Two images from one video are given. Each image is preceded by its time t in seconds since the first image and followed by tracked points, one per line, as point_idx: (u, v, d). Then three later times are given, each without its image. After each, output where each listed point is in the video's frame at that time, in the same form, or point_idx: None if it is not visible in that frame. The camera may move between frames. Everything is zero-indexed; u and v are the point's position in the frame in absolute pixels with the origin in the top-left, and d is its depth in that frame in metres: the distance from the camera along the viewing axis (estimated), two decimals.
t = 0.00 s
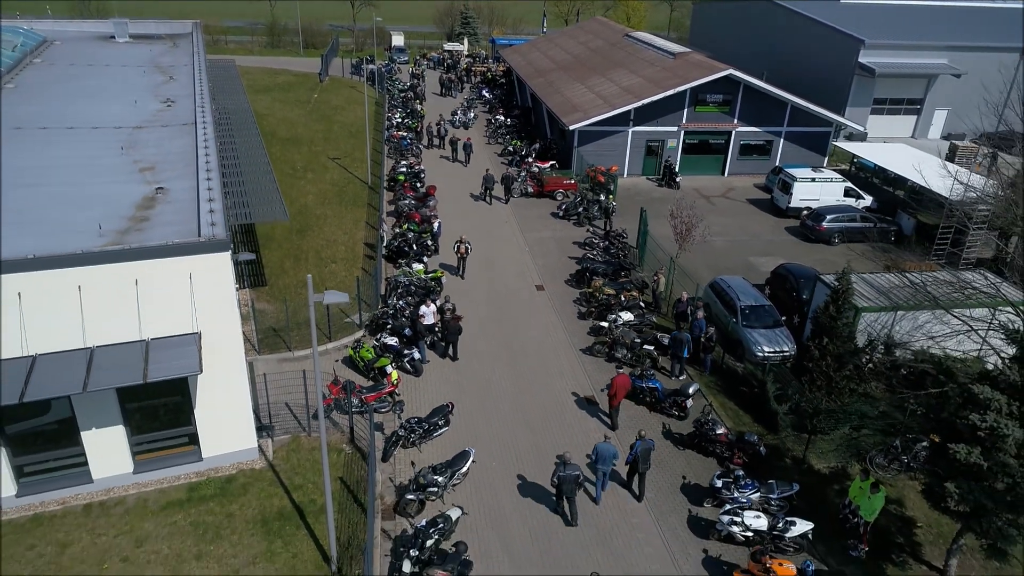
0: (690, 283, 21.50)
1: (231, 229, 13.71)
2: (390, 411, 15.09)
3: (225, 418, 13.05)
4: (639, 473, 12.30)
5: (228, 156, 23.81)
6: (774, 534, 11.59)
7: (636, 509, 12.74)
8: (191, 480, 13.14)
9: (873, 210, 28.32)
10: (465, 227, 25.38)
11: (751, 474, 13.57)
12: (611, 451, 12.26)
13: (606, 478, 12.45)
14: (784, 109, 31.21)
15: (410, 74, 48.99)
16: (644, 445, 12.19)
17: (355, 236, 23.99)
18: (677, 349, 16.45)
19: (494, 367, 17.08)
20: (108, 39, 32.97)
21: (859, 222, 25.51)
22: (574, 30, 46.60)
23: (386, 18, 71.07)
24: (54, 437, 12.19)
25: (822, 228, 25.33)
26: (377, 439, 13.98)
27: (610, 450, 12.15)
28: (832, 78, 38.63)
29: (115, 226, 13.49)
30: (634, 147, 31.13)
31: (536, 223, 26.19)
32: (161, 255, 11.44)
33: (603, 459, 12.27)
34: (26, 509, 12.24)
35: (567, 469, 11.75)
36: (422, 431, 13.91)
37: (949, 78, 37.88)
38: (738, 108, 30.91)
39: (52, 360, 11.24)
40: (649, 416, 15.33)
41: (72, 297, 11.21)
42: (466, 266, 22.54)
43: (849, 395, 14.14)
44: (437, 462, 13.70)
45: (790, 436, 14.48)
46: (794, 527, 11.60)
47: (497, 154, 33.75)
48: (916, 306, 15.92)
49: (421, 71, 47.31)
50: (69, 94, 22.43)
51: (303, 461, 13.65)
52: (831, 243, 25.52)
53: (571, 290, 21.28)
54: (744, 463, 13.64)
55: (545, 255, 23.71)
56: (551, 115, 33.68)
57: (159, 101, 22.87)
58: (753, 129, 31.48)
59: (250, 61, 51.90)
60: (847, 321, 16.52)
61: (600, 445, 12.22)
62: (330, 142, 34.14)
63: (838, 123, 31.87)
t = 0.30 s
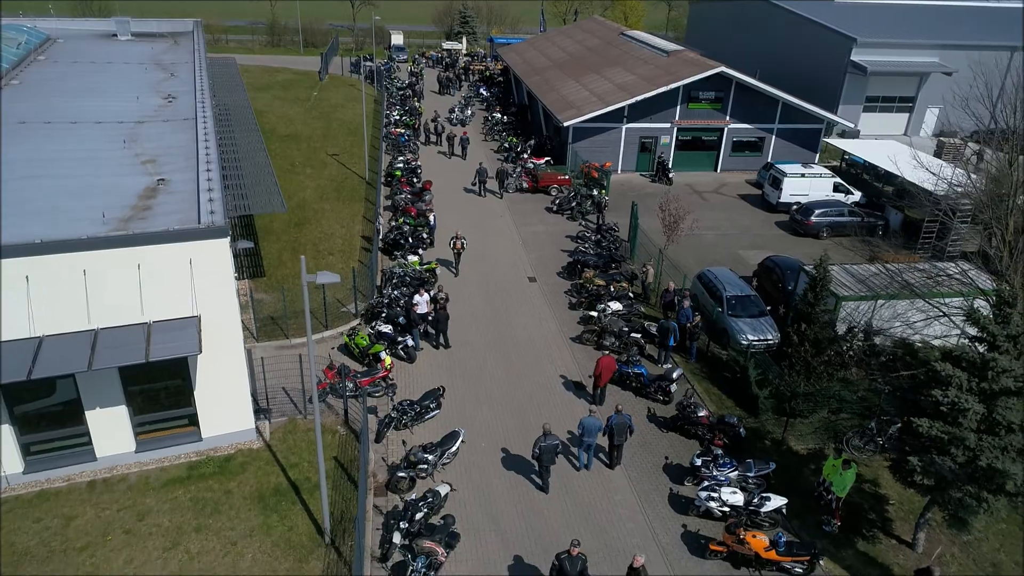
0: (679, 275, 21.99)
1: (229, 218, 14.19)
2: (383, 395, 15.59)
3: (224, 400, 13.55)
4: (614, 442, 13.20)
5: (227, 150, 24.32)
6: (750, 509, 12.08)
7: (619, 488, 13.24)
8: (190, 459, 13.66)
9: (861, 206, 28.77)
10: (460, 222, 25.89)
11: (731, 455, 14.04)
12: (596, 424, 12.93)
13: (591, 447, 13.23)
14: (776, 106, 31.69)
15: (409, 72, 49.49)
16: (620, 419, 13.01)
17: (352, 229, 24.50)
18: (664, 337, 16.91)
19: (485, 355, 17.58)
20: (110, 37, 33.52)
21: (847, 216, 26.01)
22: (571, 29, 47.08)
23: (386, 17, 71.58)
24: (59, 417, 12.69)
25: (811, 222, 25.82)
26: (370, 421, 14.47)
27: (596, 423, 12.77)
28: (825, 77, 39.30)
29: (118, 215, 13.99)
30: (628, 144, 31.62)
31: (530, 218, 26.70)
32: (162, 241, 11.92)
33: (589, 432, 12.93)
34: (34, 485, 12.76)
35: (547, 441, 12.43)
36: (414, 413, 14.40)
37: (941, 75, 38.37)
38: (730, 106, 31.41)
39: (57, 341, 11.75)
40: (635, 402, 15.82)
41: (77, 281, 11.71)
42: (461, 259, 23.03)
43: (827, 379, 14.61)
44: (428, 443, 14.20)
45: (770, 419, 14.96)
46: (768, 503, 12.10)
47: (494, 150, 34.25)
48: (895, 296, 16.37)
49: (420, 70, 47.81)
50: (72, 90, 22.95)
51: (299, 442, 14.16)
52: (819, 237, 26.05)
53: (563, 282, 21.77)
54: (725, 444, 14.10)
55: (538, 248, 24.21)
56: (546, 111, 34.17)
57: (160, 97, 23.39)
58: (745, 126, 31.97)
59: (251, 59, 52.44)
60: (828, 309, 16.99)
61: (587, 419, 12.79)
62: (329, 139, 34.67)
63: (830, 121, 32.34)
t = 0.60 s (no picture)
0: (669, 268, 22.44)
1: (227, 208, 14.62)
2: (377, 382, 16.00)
3: (221, 385, 14.01)
4: (597, 422, 13.66)
5: (226, 146, 24.80)
6: (728, 487, 12.55)
7: (603, 470, 13.70)
8: (189, 442, 14.11)
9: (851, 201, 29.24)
10: (455, 217, 26.36)
11: (713, 438, 14.49)
12: (579, 403, 13.54)
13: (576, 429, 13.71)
14: (768, 104, 32.12)
15: (407, 70, 49.95)
16: (603, 398, 13.50)
17: (348, 223, 24.98)
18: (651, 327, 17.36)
19: (477, 344, 18.03)
20: (112, 36, 34.04)
21: (836, 211, 26.46)
22: (568, 28, 47.48)
23: (385, 16, 72.08)
24: (62, 399, 13.16)
25: (800, 217, 26.26)
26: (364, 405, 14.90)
27: (578, 403, 13.35)
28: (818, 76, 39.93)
29: (119, 205, 14.44)
30: (621, 141, 32.07)
31: (524, 213, 27.15)
32: (162, 229, 12.38)
33: (571, 411, 13.53)
34: (37, 466, 13.22)
35: (530, 416, 13.10)
36: (406, 398, 14.85)
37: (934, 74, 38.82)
38: (722, 103, 31.84)
39: (60, 324, 12.20)
40: (622, 389, 16.26)
41: (79, 266, 12.16)
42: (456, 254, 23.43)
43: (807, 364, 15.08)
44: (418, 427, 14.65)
45: (751, 405, 15.47)
46: (746, 482, 12.51)
47: (490, 147, 34.71)
48: (876, 286, 16.84)
49: (418, 68, 48.30)
50: (74, 87, 23.46)
51: (294, 425, 14.62)
52: (808, 232, 26.49)
53: (555, 275, 22.23)
54: (708, 428, 14.54)
55: (531, 242, 24.66)
56: (541, 109, 34.62)
57: (161, 94, 23.86)
58: (738, 124, 32.40)
59: (251, 58, 52.96)
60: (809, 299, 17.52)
61: (569, 398, 13.44)
62: (327, 136, 35.16)
63: (821, 118, 32.75)
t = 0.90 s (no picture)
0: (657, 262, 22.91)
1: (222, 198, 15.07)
2: (368, 369, 16.44)
3: (217, 369, 14.47)
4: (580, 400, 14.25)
5: (224, 142, 25.28)
6: (705, 467, 12.95)
7: (586, 453, 14.15)
8: (185, 425, 14.57)
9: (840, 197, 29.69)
10: (448, 212, 26.83)
11: (693, 423, 14.89)
12: (557, 382, 14.07)
13: (556, 404, 14.43)
14: (759, 101, 32.58)
15: (405, 69, 50.47)
16: (586, 377, 14.08)
17: (344, 218, 25.45)
18: (637, 317, 17.78)
19: (467, 334, 18.47)
20: (113, 34, 34.54)
21: (823, 206, 26.92)
22: (564, 27, 47.85)
23: (384, 16, 72.61)
24: (62, 383, 13.63)
25: (788, 212, 26.76)
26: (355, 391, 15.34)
27: (557, 381, 13.95)
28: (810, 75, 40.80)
29: (119, 196, 14.90)
30: (614, 138, 32.54)
31: (517, 208, 27.60)
32: (158, 217, 12.84)
33: (551, 390, 14.12)
34: (39, 447, 13.73)
35: (510, 390, 13.79)
36: (396, 383, 15.30)
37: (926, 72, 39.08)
38: (713, 101, 32.31)
39: (61, 309, 12.66)
40: (607, 376, 16.71)
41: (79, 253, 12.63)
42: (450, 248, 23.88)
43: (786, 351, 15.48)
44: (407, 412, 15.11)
45: (732, 391, 15.84)
46: (722, 462, 12.96)
47: (485, 144, 35.18)
48: (855, 277, 17.23)
49: (416, 67, 48.83)
50: (75, 84, 23.95)
51: (287, 410, 15.08)
52: (796, 227, 26.97)
53: (545, 268, 22.69)
54: (688, 414, 14.96)
55: (523, 237, 25.12)
56: (536, 107, 35.09)
57: (160, 90, 24.34)
58: (729, 121, 32.88)
59: (251, 57, 53.47)
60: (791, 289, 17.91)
61: (548, 376, 14.04)
62: (325, 133, 35.64)
63: (812, 115, 33.19)
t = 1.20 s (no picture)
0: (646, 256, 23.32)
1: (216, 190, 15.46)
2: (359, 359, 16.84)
3: (210, 357, 14.87)
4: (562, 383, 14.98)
5: (221, 138, 25.67)
6: (683, 452, 13.36)
7: (570, 439, 14.56)
8: (180, 412, 14.98)
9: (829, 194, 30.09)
10: (442, 208, 27.24)
11: (675, 411, 15.29)
12: (540, 365, 14.64)
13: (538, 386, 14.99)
14: (750, 99, 32.98)
15: (402, 68, 50.90)
16: (567, 362, 14.74)
17: (339, 213, 25.86)
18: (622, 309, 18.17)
19: (457, 326, 18.87)
20: (112, 33, 34.96)
21: (812, 203, 27.31)
22: (560, 26, 48.24)
23: (383, 16, 73.03)
24: (60, 370, 14.03)
25: (777, 208, 27.19)
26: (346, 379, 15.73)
27: (539, 365, 14.47)
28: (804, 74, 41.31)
29: (115, 189, 15.30)
30: (607, 135, 32.94)
31: (510, 204, 28.01)
32: (153, 209, 13.24)
33: (533, 373, 14.69)
34: (37, 432, 14.15)
35: (489, 371, 14.53)
36: (385, 371, 15.69)
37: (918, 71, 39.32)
38: (705, 99, 32.71)
39: (58, 298, 13.06)
40: (592, 366, 17.12)
41: (76, 244, 13.03)
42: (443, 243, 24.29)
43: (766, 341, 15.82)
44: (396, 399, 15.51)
45: (714, 380, 16.24)
46: (699, 446, 13.37)
47: (480, 142, 35.59)
48: (836, 270, 17.51)
49: (413, 66, 49.26)
50: (74, 81, 24.35)
51: (279, 397, 15.48)
52: (785, 223, 27.38)
53: (536, 262, 23.09)
54: (670, 401, 15.35)
55: (515, 232, 25.52)
56: (530, 105, 35.50)
57: (158, 88, 24.74)
58: (721, 119, 33.29)
59: (249, 56, 53.87)
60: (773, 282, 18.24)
61: (530, 360, 14.60)
62: (322, 131, 36.05)
63: (802, 113, 33.58)
